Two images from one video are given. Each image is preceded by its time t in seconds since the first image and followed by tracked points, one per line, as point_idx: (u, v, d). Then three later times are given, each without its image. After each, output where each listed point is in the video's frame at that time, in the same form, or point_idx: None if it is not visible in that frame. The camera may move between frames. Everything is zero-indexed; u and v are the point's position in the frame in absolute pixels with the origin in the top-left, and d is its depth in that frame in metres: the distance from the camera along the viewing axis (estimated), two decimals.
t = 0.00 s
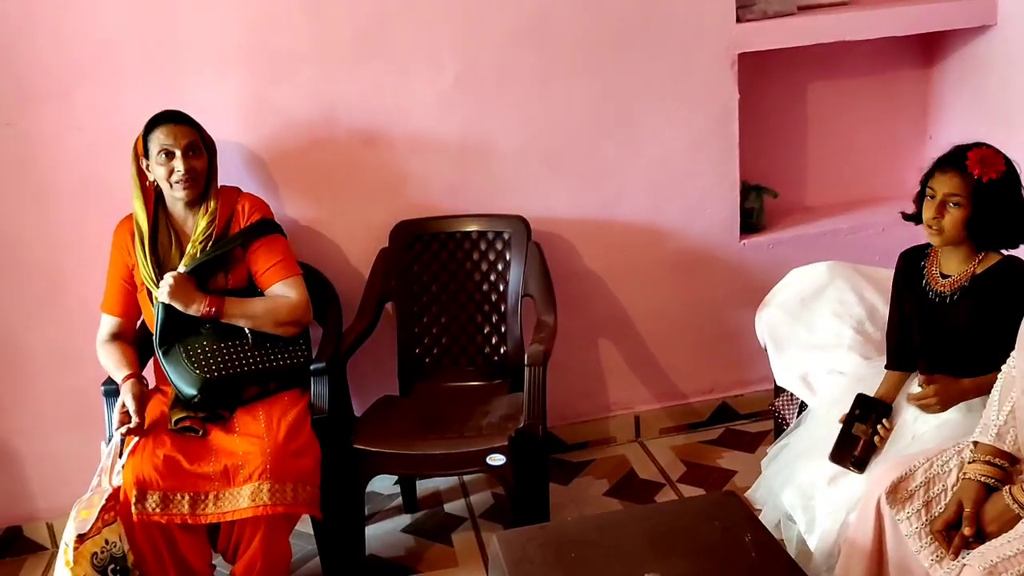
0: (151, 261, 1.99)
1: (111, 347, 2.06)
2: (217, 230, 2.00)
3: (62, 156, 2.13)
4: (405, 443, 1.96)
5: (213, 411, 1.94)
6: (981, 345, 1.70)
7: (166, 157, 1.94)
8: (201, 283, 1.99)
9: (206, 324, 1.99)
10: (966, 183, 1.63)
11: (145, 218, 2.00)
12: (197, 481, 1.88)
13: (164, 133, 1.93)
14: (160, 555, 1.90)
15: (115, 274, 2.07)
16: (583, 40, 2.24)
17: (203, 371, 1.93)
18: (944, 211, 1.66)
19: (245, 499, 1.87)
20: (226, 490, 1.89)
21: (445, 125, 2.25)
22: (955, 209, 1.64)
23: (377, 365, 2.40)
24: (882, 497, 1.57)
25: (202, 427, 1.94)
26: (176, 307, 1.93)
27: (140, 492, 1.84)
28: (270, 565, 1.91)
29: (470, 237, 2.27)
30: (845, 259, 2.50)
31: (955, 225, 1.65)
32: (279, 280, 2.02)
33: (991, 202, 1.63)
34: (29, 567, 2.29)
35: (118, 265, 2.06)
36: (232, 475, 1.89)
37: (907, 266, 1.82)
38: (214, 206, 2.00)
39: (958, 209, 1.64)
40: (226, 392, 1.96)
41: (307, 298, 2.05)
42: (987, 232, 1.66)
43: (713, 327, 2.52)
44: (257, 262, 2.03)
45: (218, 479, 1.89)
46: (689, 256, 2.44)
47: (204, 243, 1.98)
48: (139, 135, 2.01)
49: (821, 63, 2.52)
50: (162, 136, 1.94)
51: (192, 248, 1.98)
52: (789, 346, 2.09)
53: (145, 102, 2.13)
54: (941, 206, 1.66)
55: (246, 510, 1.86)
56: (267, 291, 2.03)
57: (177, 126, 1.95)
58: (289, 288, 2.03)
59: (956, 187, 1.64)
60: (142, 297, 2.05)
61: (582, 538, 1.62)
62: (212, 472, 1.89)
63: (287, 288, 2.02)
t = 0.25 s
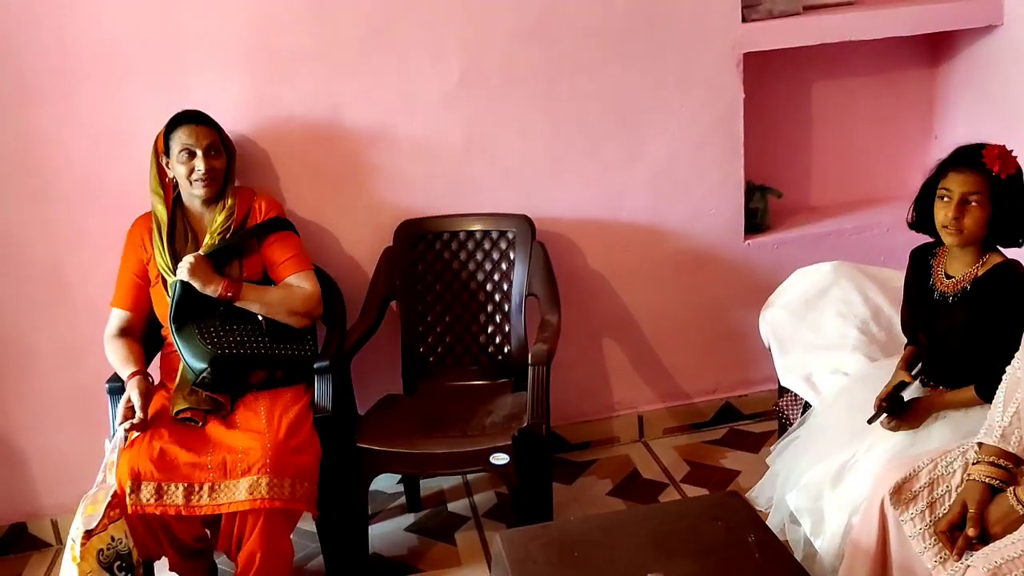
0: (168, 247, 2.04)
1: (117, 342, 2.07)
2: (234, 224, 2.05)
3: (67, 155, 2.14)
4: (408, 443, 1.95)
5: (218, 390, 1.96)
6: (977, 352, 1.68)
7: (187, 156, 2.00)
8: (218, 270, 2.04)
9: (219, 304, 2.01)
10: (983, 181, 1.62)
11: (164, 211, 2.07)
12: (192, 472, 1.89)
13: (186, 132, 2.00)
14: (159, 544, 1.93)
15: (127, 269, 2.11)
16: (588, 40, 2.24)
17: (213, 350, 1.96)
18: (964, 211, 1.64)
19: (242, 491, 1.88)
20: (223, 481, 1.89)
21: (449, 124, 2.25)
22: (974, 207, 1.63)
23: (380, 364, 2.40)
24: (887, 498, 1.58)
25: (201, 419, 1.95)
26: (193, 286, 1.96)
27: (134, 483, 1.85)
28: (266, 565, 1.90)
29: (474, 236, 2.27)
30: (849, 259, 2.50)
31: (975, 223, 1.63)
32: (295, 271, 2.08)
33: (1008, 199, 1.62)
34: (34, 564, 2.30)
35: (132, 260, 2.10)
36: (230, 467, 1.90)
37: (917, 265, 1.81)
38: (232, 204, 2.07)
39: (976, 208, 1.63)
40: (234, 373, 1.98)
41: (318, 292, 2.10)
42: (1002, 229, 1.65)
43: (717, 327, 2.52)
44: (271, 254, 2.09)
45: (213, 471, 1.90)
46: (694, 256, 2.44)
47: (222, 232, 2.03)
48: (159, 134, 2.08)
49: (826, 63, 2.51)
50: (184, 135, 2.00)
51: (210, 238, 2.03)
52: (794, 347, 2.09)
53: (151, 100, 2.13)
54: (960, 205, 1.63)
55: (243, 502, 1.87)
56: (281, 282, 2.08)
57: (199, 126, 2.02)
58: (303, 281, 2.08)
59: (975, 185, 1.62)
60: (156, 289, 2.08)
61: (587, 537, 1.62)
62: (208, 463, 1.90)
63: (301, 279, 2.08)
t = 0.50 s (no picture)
0: (180, 239, 2.07)
1: (124, 337, 2.07)
2: (248, 221, 2.10)
3: (69, 153, 2.14)
4: (409, 442, 1.95)
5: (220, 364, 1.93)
6: (981, 352, 1.69)
7: (204, 163, 2.03)
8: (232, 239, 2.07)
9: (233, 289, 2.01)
10: (970, 183, 1.62)
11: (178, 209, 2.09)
12: (191, 466, 1.89)
13: (203, 140, 2.03)
14: (155, 547, 1.93)
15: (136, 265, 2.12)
16: (590, 40, 2.24)
17: (224, 325, 1.92)
18: (951, 212, 1.65)
19: (243, 485, 1.88)
20: (222, 475, 1.89)
21: (451, 123, 2.25)
22: (961, 210, 1.64)
23: (381, 363, 2.40)
24: (888, 498, 1.58)
25: (199, 407, 1.99)
26: (209, 267, 1.96)
27: (133, 481, 1.86)
28: (264, 563, 1.89)
29: (475, 236, 2.27)
30: (850, 259, 2.50)
31: (962, 224, 1.64)
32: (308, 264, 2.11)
33: (998, 203, 1.61)
34: (34, 562, 2.30)
35: (142, 255, 2.12)
36: (230, 461, 1.89)
37: (927, 264, 1.82)
38: (247, 204, 2.11)
39: (965, 210, 1.63)
40: (244, 348, 1.95)
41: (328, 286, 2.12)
42: (992, 232, 1.64)
43: (718, 327, 2.52)
44: (283, 249, 2.12)
45: (212, 463, 1.89)
46: (695, 256, 2.44)
47: (236, 225, 2.07)
48: (176, 135, 2.11)
49: (828, 63, 2.51)
50: (201, 142, 2.03)
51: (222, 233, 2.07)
52: (794, 347, 2.09)
53: (153, 100, 2.14)
54: (948, 207, 1.65)
55: (243, 496, 1.87)
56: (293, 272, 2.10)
57: (215, 134, 2.05)
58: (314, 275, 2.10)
59: (962, 187, 1.63)
60: (166, 282, 2.10)
61: (588, 536, 1.62)
62: (208, 457, 1.89)
63: (313, 273, 2.10)
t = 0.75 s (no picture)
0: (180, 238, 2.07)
1: (124, 339, 2.06)
2: (250, 220, 2.10)
3: (66, 152, 2.14)
4: (405, 441, 1.96)
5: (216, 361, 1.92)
6: (980, 355, 1.69)
7: (205, 166, 2.03)
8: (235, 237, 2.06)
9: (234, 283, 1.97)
10: (963, 190, 1.63)
11: (178, 209, 2.08)
12: (192, 470, 1.88)
13: (204, 143, 2.02)
14: (150, 547, 1.92)
15: (134, 263, 2.12)
16: (586, 40, 2.24)
17: (223, 324, 1.89)
18: (943, 217, 1.66)
19: (243, 487, 1.88)
20: (223, 478, 1.89)
21: (447, 123, 2.25)
22: (952, 216, 1.64)
23: (377, 362, 2.40)
24: (882, 497, 1.58)
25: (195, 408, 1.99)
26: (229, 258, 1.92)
27: (134, 487, 1.85)
28: (259, 564, 1.89)
29: (471, 235, 2.27)
30: (845, 260, 2.50)
31: (953, 230, 1.65)
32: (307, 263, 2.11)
33: (990, 210, 1.62)
34: (29, 562, 2.29)
35: (140, 253, 2.12)
36: (230, 464, 1.89)
37: (926, 263, 1.82)
38: (247, 205, 2.12)
39: (956, 216, 1.64)
40: (243, 349, 1.93)
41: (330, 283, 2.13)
42: (983, 240, 1.64)
43: (713, 327, 2.52)
44: (283, 251, 2.11)
45: (212, 467, 1.89)
46: (691, 256, 2.44)
47: (237, 225, 2.07)
48: (176, 135, 2.10)
49: (824, 64, 2.52)
50: (202, 146, 2.02)
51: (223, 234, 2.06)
52: (790, 347, 2.07)
53: (150, 99, 2.13)
54: (940, 212, 1.66)
55: (244, 498, 1.88)
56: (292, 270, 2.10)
57: (216, 138, 2.04)
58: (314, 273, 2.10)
59: (955, 194, 1.63)
60: (165, 278, 2.10)
61: (583, 536, 1.62)
62: (208, 460, 1.89)
63: (313, 272, 2.10)
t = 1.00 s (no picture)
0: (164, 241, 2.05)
1: (108, 338, 2.05)
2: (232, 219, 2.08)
3: (47, 150, 2.12)
4: (389, 440, 1.95)
5: (198, 368, 1.93)
6: (969, 353, 1.69)
7: (188, 163, 2.02)
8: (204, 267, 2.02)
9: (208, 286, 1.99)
10: (946, 194, 1.65)
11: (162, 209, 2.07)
12: (179, 468, 1.88)
13: (188, 140, 2.01)
14: (130, 546, 1.90)
15: (117, 262, 2.10)
16: (571, 39, 2.24)
17: (200, 327, 1.91)
18: (924, 220, 1.68)
19: (229, 485, 1.87)
20: (210, 477, 1.87)
21: (432, 121, 2.24)
22: (933, 219, 1.66)
23: (361, 361, 2.40)
24: (864, 497, 1.59)
25: (178, 408, 2.01)
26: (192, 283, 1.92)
27: (119, 485, 1.85)
28: (241, 564, 1.88)
29: (456, 234, 2.27)
30: (829, 259, 2.51)
31: (934, 233, 1.67)
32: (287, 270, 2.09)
33: (970, 216, 1.63)
34: (10, 562, 2.27)
35: (123, 255, 2.10)
36: (215, 463, 1.88)
37: (907, 267, 1.82)
38: (230, 204, 2.09)
39: (937, 219, 1.65)
40: (219, 352, 1.94)
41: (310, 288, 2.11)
42: (962, 245, 1.66)
43: (698, 326, 2.53)
44: (264, 252, 2.10)
45: (199, 467, 1.88)
46: (676, 255, 2.45)
47: (218, 227, 2.05)
48: (160, 134, 2.08)
49: (808, 64, 2.53)
50: (186, 142, 2.01)
51: (206, 234, 2.05)
52: (773, 347, 2.08)
53: (132, 97, 2.12)
54: (921, 215, 1.68)
55: (231, 496, 1.86)
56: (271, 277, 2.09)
57: (200, 134, 2.03)
58: (294, 277, 2.09)
59: (937, 198, 1.65)
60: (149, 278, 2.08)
61: (566, 536, 1.61)
62: (195, 459, 1.88)
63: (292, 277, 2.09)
